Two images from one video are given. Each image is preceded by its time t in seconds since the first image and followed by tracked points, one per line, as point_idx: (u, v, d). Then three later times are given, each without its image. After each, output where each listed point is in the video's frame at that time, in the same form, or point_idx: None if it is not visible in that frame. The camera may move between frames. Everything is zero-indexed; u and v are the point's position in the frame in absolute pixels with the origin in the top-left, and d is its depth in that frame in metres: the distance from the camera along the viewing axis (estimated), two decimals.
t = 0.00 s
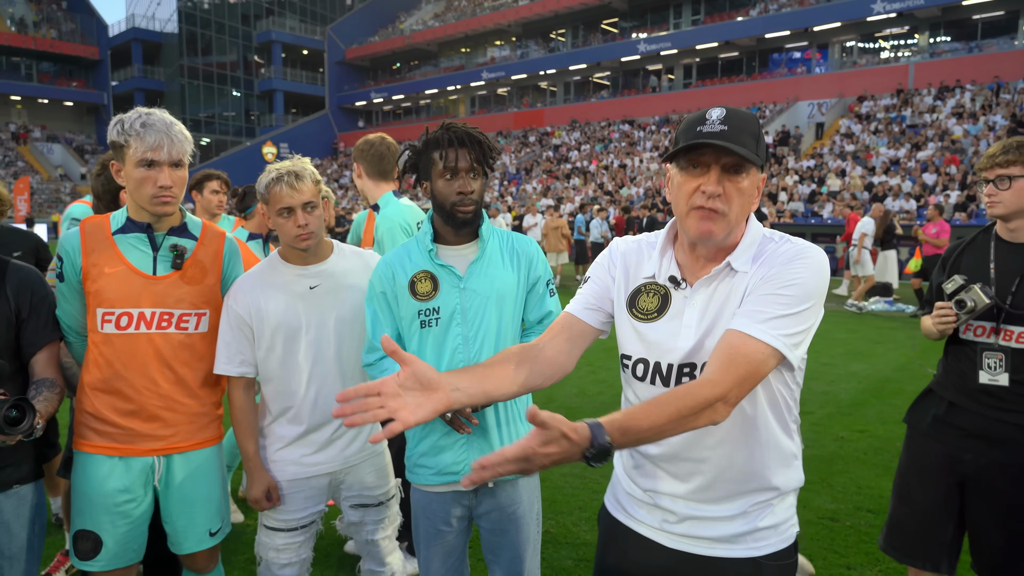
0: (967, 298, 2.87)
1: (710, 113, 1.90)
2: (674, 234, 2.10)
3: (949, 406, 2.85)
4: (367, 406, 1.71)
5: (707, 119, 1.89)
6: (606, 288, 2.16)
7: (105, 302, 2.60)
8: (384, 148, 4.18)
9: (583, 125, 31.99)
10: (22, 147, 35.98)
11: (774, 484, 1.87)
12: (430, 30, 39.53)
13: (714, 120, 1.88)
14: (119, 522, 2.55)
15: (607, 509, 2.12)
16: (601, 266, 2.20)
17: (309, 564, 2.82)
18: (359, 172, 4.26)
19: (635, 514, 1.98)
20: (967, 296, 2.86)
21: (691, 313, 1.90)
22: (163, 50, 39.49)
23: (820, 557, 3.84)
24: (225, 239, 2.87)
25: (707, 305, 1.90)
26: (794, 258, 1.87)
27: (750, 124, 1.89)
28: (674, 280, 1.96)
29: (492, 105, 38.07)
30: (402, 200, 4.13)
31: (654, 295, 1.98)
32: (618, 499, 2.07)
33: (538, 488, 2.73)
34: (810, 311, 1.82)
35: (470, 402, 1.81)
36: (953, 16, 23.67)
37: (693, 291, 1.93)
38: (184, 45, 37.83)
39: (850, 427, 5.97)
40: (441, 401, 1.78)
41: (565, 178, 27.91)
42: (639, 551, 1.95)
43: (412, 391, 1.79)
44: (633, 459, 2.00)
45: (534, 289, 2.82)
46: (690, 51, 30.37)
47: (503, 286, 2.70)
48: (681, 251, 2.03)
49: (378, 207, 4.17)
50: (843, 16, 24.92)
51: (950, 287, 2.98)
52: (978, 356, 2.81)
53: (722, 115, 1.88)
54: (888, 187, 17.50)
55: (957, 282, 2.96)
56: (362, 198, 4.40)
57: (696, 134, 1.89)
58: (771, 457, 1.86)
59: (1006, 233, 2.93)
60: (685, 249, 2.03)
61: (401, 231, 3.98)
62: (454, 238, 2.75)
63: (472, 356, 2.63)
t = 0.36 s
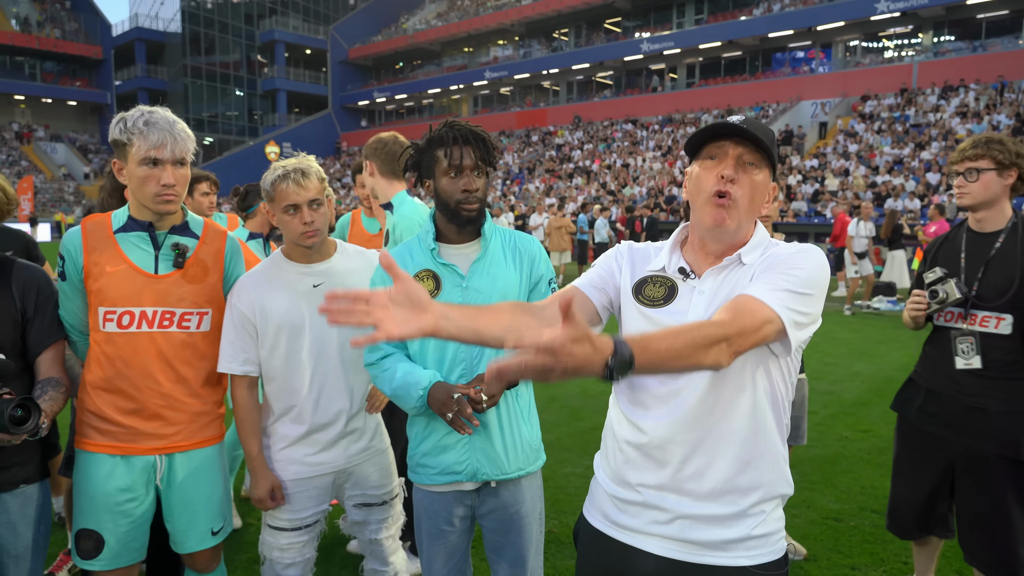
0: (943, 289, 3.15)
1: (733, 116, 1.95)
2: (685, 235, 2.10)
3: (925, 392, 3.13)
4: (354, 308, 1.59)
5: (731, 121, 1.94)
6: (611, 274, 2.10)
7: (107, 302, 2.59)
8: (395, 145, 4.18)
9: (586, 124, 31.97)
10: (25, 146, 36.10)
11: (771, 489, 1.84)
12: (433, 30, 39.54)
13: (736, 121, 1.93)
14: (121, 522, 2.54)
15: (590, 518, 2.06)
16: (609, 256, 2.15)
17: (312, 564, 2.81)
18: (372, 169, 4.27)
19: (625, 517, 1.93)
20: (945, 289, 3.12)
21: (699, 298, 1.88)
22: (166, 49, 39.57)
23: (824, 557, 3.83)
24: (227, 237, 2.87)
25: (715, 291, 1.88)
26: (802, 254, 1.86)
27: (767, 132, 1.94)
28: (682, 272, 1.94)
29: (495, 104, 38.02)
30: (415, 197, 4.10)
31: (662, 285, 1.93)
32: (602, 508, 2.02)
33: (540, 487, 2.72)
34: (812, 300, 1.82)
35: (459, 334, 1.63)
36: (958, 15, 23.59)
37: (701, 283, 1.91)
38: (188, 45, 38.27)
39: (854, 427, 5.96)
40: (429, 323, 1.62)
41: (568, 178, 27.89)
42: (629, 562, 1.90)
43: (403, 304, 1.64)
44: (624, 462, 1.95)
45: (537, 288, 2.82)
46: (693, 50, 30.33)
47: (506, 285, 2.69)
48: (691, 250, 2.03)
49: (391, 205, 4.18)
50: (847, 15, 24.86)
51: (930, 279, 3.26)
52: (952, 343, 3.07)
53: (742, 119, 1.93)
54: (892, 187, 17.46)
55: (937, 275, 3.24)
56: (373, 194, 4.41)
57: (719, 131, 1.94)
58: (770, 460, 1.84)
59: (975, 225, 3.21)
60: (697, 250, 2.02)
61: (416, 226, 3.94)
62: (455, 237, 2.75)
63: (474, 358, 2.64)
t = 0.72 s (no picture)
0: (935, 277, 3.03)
1: (687, 101, 1.83)
2: (654, 228, 2.02)
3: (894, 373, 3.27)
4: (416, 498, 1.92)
5: (683, 107, 1.82)
6: (594, 292, 2.04)
7: (107, 297, 2.58)
8: (400, 140, 4.16)
9: (584, 121, 31.92)
10: (22, 143, 35.91)
11: (770, 475, 1.84)
12: (431, 26, 39.47)
13: (690, 106, 1.80)
14: (121, 517, 2.53)
15: (599, 503, 2.09)
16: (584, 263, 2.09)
17: (315, 561, 2.81)
18: (377, 163, 4.26)
19: (635, 511, 1.94)
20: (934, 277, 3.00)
21: (677, 309, 1.84)
22: (163, 45, 39.38)
23: (825, 552, 3.83)
24: (227, 232, 2.85)
25: (692, 298, 1.83)
26: (780, 252, 1.77)
27: (729, 110, 1.79)
28: (662, 273, 1.90)
29: (493, 101, 37.93)
30: (420, 192, 4.06)
31: (642, 290, 1.92)
32: (610, 496, 2.04)
33: (541, 484, 2.72)
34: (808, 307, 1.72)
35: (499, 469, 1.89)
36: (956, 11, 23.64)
37: (682, 284, 1.86)
38: (185, 40, 37.86)
39: (853, 423, 5.95)
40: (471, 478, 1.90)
41: (566, 175, 27.85)
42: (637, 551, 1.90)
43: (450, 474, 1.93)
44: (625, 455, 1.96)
45: (538, 283, 2.81)
46: (692, 47, 30.35)
47: (506, 280, 2.68)
48: (665, 244, 1.96)
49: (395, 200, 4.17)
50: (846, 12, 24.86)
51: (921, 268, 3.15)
52: (920, 322, 3.19)
53: (699, 102, 1.80)
54: (891, 183, 17.48)
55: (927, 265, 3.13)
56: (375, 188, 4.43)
57: (672, 121, 1.80)
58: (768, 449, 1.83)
59: (948, 218, 3.16)
60: (667, 241, 1.95)
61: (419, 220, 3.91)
62: (456, 232, 2.74)
63: (474, 354, 2.63)
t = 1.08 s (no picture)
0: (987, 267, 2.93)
1: (700, 102, 1.84)
2: (647, 218, 2.05)
3: (918, 371, 3.12)
4: None
5: (697, 109, 1.83)
6: (580, 305, 2.03)
7: (99, 293, 2.56)
8: (391, 136, 4.17)
9: (577, 115, 31.90)
10: (10, 136, 35.62)
11: (764, 461, 1.90)
12: (424, 20, 39.35)
13: (707, 109, 1.82)
14: (116, 514, 2.53)
15: (584, 505, 2.05)
16: (568, 271, 2.04)
17: (314, 557, 2.81)
18: (366, 157, 4.25)
19: (626, 509, 1.92)
20: (984, 264, 2.94)
21: (678, 309, 1.84)
22: (154, 38, 39.07)
23: (818, 545, 3.85)
24: (221, 228, 2.83)
25: (697, 296, 1.84)
26: (775, 249, 1.85)
27: (738, 113, 1.84)
28: (656, 273, 1.88)
29: (486, 95, 37.85)
30: (409, 187, 4.08)
31: (632, 291, 1.91)
32: (597, 496, 2.00)
33: (538, 478, 2.72)
34: (818, 291, 1.87)
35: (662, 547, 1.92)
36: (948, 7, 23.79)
37: (680, 284, 1.85)
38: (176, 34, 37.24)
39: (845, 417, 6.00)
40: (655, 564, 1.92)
41: (559, 169, 27.84)
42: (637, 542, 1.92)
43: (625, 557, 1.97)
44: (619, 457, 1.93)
45: (534, 278, 2.80)
46: (685, 41, 30.37)
47: (503, 275, 2.68)
48: (660, 243, 1.97)
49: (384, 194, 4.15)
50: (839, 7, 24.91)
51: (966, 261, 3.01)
52: (956, 318, 3.01)
53: (713, 105, 1.83)
54: (882, 178, 17.60)
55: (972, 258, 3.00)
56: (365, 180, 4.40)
57: (691, 127, 1.81)
58: (761, 435, 1.89)
59: (966, 214, 3.10)
60: (666, 241, 1.96)
61: (410, 216, 3.93)
62: (452, 227, 2.74)
63: (470, 349, 2.63)
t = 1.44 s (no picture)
0: None
1: (712, 95, 1.84)
2: (653, 210, 2.04)
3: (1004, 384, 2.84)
4: None
5: (710, 101, 1.83)
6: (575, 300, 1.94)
7: (87, 292, 2.54)
8: (377, 135, 4.15)
9: (567, 112, 31.89)
10: None
11: (759, 453, 1.97)
12: (413, 16, 39.23)
13: (720, 102, 1.83)
14: (105, 514, 2.50)
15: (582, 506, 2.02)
16: (571, 260, 1.95)
17: (305, 556, 2.80)
18: (352, 155, 4.21)
19: (626, 506, 1.91)
20: None
21: (689, 297, 1.85)
22: (140, 34, 38.68)
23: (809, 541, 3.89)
24: (210, 225, 2.81)
25: (706, 286, 1.86)
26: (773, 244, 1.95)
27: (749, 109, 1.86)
28: (663, 260, 1.89)
29: (476, 92, 37.81)
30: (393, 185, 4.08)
31: (643, 279, 1.89)
32: (598, 496, 1.97)
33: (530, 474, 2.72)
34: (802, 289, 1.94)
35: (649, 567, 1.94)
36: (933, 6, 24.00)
37: (691, 273, 1.87)
38: (162, 29, 36.82)
39: (834, 413, 6.04)
40: None
41: (549, 166, 27.82)
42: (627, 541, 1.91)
43: None
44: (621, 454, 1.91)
45: (526, 276, 2.80)
46: (674, 39, 30.44)
47: (495, 273, 2.68)
48: (667, 232, 1.97)
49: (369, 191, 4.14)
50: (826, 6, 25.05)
51: None
52: None
53: (725, 97, 1.84)
54: (870, 175, 17.74)
55: None
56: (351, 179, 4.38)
57: (703, 118, 1.82)
58: (756, 428, 1.96)
59: None
60: (672, 229, 1.96)
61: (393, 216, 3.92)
62: (444, 224, 2.73)
63: (462, 347, 2.63)
